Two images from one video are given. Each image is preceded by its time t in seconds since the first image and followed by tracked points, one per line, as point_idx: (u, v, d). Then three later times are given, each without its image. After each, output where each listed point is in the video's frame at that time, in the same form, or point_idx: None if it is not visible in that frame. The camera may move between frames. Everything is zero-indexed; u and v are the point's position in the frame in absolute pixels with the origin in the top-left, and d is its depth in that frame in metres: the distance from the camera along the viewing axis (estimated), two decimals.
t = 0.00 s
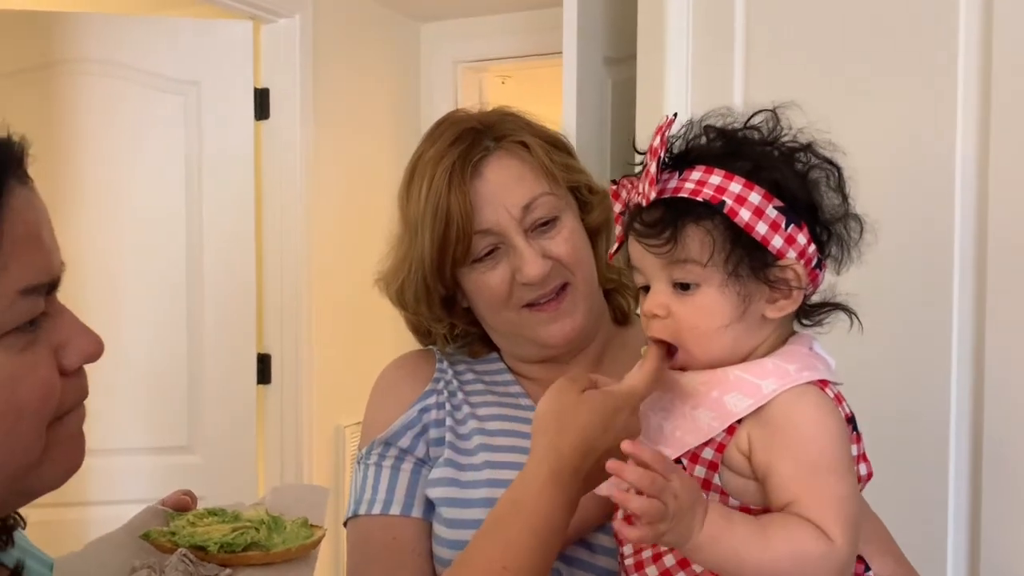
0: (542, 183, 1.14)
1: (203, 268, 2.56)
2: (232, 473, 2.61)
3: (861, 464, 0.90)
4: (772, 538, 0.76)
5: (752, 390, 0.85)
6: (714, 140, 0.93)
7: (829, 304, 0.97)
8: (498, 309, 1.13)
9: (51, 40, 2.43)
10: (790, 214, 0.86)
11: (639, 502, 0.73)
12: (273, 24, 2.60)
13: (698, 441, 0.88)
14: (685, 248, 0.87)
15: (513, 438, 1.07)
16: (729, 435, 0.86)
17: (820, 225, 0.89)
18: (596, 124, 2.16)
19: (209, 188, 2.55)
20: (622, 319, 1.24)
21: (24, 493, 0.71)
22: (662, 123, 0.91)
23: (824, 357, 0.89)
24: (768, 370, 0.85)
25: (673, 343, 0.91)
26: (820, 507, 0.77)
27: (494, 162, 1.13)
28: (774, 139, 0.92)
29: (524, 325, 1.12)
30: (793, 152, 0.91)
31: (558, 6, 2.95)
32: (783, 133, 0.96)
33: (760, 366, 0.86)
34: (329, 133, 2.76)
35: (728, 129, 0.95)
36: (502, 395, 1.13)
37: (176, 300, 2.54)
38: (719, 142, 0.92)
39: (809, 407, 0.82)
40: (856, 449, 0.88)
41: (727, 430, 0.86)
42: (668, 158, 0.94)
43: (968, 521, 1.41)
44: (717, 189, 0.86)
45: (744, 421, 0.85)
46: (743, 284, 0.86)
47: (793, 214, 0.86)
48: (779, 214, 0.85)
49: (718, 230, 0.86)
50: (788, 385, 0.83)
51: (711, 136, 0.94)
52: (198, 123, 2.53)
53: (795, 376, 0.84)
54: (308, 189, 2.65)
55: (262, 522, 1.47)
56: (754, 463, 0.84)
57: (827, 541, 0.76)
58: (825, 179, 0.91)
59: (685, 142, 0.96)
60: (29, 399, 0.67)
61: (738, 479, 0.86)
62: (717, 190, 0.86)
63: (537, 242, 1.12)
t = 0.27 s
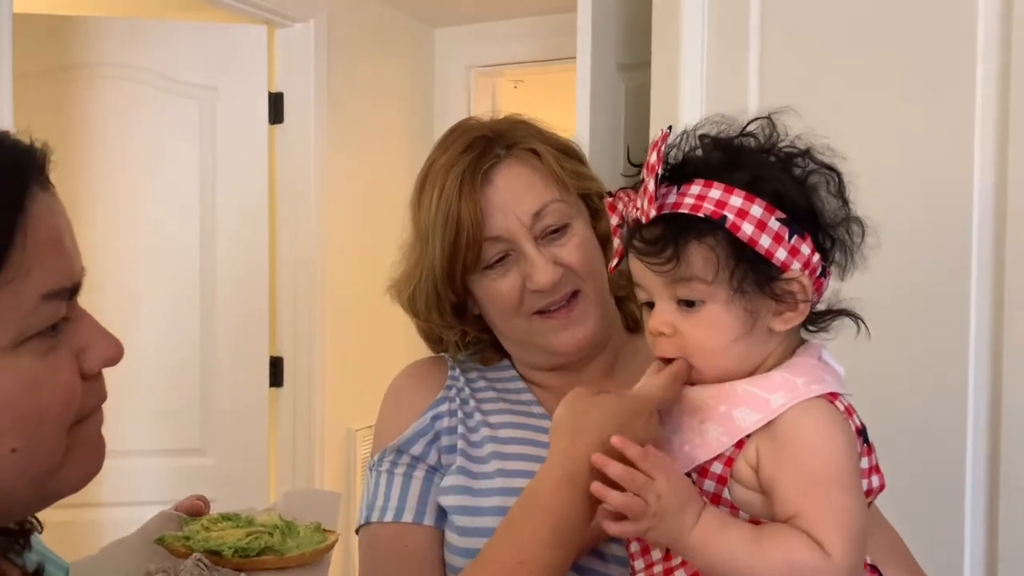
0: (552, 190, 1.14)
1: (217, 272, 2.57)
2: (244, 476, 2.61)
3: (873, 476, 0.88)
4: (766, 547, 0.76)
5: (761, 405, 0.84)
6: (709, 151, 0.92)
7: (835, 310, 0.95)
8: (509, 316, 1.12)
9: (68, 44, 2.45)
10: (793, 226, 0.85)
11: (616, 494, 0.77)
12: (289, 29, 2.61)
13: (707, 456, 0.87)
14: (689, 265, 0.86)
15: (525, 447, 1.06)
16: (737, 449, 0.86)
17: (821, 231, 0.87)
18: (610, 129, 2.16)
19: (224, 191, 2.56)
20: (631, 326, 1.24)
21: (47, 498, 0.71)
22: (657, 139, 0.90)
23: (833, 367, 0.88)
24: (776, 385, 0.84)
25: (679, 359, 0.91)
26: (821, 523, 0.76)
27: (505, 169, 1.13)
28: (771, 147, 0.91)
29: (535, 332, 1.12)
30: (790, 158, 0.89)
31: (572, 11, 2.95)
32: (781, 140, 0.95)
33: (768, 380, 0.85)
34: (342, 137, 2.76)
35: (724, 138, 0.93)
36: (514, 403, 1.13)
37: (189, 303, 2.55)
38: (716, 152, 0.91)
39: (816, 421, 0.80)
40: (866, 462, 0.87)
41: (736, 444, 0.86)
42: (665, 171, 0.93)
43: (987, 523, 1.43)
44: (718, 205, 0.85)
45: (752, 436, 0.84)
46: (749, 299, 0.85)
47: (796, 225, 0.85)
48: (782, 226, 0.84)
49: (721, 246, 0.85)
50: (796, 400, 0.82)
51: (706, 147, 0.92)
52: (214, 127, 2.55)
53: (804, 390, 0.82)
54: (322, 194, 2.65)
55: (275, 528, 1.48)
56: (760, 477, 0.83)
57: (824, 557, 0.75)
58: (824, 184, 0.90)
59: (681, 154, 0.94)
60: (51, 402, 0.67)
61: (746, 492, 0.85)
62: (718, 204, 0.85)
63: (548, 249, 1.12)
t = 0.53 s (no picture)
0: (570, 194, 1.13)
1: (236, 276, 2.58)
2: (263, 480, 2.62)
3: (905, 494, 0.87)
4: (791, 562, 0.77)
5: (792, 423, 0.83)
6: (726, 159, 0.91)
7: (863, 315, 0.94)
8: (530, 322, 1.11)
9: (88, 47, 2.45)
10: (818, 238, 0.84)
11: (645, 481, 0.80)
12: (306, 33, 2.62)
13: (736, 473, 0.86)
14: (713, 287, 0.85)
15: (549, 452, 1.06)
16: (767, 467, 0.84)
17: (844, 236, 0.86)
18: (629, 133, 2.15)
19: (242, 195, 2.56)
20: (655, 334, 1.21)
21: (76, 504, 0.71)
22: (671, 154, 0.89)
23: (864, 378, 0.88)
24: (807, 403, 0.83)
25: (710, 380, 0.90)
26: (848, 541, 0.76)
27: (521, 174, 1.12)
28: (790, 149, 0.89)
29: (557, 338, 1.10)
30: (811, 161, 0.88)
31: (589, 15, 2.95)
32: (800, 142, 0.93)
33: (798, 398, 0.84)
34: (359, 141, 2.76)
35: (742, 144, 0.92)
36: (538, 408, 1.12)
37: (208, 307, 2.55)
38: (734, 161, 0.89)
39: (849, 439, 0.80)
40: (899, 480, 0.86)
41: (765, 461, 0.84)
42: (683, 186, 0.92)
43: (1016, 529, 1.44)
44: (739, 224, 0.84)
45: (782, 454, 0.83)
46: (777, 318, 0.84)
47: (820, 237, 0.84)
48: (807, 240, 0.83)
49: (746, 265, 0.84)
50: (828, 419, 0.81)
51: (724, 156, 0.91)
52: (233, 130, 2.55)
53: (836, 408, 0.82)
54: (339, 198, 2.66)
55: (298, 532, 1.49)
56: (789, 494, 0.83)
57: None
58: (847, 185, 0.88)
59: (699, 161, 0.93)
60: (81, 407, 0.67)
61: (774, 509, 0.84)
62: (739, 222, 0.84)
63: (567, 253, 1.11)
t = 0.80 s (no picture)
0: (592, 198, 1.13)
1: (256, 279, 2.59)
2: (284, 483, 2.63)
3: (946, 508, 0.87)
4: None
5: (833, 436, 0.82)
6: (771, 163, 0.90)
7: (911, 321, 0.92)
8: (553, 328, 1.11)
9: (108, 52, 2.48)
10: (870, 247, 0.84)
11: (699, 489, 0.80)
12: (325, 36, 2.62)
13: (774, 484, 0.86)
14: (766, 302, 0.86)
15: (574, 456, 1.06)
16: (806, 479, 0.84)
17: (891, 242, 0.86)
18: (648, 134, 2.15)
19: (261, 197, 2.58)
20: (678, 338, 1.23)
21: (107, 509, 0.71)
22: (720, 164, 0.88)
23: (905, 392, 0.88)
24: (850, 415, 0.82)
25: (759, 388, 0.89)
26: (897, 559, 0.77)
27: (544, 180, 1.12)
28: (838, 153, 0.89)
29: (581, 344, 1.10)
30: (857, 165, 0.88)
31: (606, 15, 2.94)
32: (846, 143, 0.92)
33: (841, 410, 0.83)
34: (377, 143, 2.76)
35: (786, 147, 0.92)
36: (562, 412, 1.11)
37: (228, 310, 2.57)
38: (780, 167, 0.89)
39: (895, 455, 0.80)
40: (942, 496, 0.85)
41: (805, 474, 0.84)
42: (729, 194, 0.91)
43: None
44: (794, 236, 0.83)
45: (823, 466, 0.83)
46: (832, 330, 0.85)
47: (873, 247, 0.84)
48: (861, 250, 0.83)
49: (801, 278, 0.84)
50: (873, 433, 0.81)
51: (769, 161, 0.91)
52: (251, 133, 2.57)
53: (881, 422, 0.81)
54: (358, 201, 2.67)
55: (324, 534, 1.50)
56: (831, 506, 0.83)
57: None
58: (895, 189, 0.88)
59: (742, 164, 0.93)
60: (109, 414, 0.68)
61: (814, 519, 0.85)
62: (793, 233, 0.83)
63: (589, 258, 1.11)
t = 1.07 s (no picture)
0: (607, 196, 1.13)
1: (269, 278, 2.60)
2: (297, 481, 2.64)
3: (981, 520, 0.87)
4: None
5: (871, 444, 0.82)
6: (820, 158, 0.91)
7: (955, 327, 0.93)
8: (568, 327, 1.11)
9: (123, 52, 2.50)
10: (912, 249, 0.84)
11: (743, 500, 0.79)
12: (337, 35, 2.63)
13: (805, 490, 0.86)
14: (796, 297, 0.87)
15: (587, 454, 1.06)
16: (840, 487, 0.85)
17: (943, 242, 0.86)
18: (662, 132, 2.15)
19: (274, 196, 2.58)
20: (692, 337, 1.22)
21: (126, 507, 0.72)
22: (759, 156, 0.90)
23: (945, 400, 0.87)
24: (889, 424, 0.83)
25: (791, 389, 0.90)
26: None
27: (560, 178, 1.12)
28: (889, 150, 0.89)
29: (595, 342, 1.10)
30: (911, 163, 0.88)
31: (619, 14, 2.93)
32: (900, 141, 0.93)
33: (880, 418, 0.84)
34: (388, 142, 2.76)
35: (837, 143, 0.92)
36: (575, 410, 1.11)
37: (242, 310, 2.58)
38: (828, 161, 0.90)
39: (936, 466, 0.80)
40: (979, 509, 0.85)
41: (838, 481, 0.84)
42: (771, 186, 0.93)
43: None
44: (830, 231, 0.85)
45: (858, 475, 0.83)
46: (863, 331, 0.85)
47: (915, 247, 0.84)
48: (900, 251, 0.83)
49: (834, 276, 0.85)
50: (912, 443, 0.81)
51: (817, 154, 0.92)
52: (264, 132, 2.57)
53: (920, 433, 0.81)
54: (370, 200, 2.67)
55: (341, 532, 1.50)
56: (867, 517, 0.83)
57: None
58: (947, 191, 0.88)
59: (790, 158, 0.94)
60: (129, 412, 0.69)
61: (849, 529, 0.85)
62: (829, 229, 0.85)
63: (605, 257, 1.11)
